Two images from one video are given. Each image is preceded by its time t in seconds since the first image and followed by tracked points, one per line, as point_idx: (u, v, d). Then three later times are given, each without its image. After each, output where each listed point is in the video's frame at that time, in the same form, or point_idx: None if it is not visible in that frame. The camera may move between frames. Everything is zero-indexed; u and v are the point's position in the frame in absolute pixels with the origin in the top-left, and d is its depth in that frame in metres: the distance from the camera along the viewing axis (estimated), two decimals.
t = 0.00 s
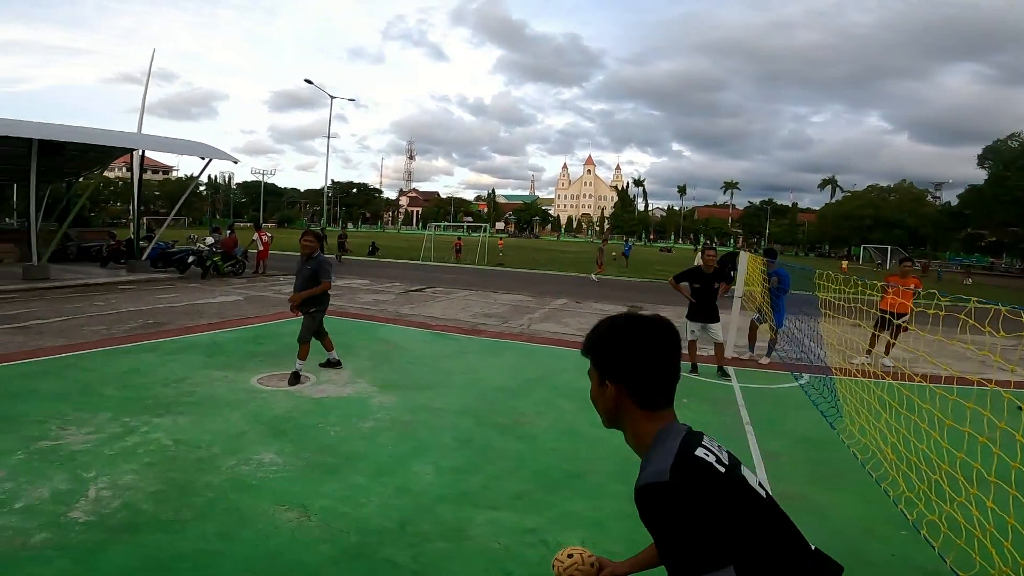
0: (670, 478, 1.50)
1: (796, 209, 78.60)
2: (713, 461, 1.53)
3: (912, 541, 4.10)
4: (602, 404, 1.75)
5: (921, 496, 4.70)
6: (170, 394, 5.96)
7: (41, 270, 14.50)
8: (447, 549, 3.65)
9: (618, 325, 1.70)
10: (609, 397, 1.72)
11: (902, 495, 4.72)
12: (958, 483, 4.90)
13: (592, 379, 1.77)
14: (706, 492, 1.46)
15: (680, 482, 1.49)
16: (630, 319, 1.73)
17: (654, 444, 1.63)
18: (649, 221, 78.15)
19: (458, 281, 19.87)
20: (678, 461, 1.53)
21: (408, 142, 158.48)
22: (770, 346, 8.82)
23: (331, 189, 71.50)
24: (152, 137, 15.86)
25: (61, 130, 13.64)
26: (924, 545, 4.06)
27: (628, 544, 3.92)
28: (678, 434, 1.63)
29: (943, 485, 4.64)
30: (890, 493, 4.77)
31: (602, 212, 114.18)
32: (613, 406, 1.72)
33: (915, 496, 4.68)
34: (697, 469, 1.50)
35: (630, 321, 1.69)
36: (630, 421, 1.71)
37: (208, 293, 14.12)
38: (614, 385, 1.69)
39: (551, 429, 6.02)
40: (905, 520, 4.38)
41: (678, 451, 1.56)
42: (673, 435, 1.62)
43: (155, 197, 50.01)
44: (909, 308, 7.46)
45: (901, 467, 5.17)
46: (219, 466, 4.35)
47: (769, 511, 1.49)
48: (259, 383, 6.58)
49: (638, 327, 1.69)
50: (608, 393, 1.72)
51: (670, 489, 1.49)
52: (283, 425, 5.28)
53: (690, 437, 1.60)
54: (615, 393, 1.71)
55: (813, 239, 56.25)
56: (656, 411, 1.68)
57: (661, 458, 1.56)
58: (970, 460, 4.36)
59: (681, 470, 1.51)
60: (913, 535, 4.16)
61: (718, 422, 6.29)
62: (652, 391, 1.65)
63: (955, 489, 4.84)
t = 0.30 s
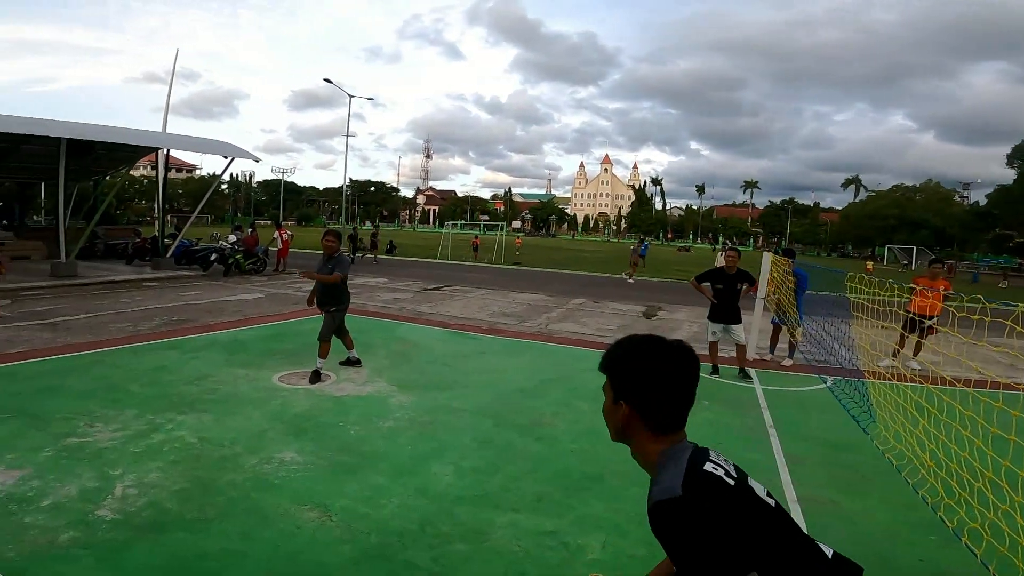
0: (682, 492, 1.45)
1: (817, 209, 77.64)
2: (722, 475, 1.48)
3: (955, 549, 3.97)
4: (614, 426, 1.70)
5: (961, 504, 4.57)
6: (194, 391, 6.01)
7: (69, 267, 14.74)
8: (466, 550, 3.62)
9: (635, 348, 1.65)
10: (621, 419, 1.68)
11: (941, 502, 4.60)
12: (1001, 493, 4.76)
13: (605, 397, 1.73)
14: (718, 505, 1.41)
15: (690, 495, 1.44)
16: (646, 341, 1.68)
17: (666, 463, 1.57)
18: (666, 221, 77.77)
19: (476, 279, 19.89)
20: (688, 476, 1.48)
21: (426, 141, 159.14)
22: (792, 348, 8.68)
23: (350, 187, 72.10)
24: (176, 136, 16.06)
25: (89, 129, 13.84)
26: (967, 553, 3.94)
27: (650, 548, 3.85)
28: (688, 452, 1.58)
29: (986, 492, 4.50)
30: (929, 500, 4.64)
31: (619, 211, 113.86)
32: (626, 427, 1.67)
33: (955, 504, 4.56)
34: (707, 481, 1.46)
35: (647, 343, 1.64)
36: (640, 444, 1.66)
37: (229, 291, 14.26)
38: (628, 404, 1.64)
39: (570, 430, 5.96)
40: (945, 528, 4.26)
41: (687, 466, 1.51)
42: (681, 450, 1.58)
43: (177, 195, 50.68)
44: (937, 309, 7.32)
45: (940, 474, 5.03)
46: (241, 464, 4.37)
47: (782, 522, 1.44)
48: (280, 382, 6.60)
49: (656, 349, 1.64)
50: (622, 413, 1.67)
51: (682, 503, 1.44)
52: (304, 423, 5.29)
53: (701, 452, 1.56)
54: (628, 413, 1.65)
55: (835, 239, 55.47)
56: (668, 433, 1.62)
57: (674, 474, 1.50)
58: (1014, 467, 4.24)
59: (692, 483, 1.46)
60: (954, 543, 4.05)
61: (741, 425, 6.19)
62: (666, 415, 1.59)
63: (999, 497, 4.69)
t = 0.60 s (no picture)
0: (734, 482, 1.41)
1: (835, 209, 76.63)
2: (769, 467, 1.48)
3: (988, 556, 3.87)
4: (658, 404, 1.64)
5: (995, 511, 4.46)
6: (213, 391, 6.04)
7: (92, 266, 14.95)
8: (483, 553, 3.59)
9: (694, 327, 1.56)
10: (666, 399, 1.62)
11: (973, 508, 4.49)
12: None
13: (651, 373, 1.65)
14: (772, 498, 1.37)
15: (742, 486, 1.40)
16: (705, 321, 1.60)
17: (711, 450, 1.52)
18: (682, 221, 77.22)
19: (491, 280, 19.86)
20: (737, 467, 1.44)
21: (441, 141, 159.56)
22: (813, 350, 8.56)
23: (365, 188, 72.51)
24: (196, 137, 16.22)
25: (111, 129, 14.03)
26: (1000, 560, 3.84)
27: (668, 552, 3.79)
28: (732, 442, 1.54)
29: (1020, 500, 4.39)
30: (961, 506, 4.53)
31: (635, 211, 113.33)
32: (670, 409, 1.61)
33: (989, 510, 4.45)
34: (756, 474, 1.42)
35: (709, 324, 1.55)
36: (681, 428, 1.61)
37: (248, 290, 14.37)
38: (677, 385, 1.57)
39: (587, 432, 5.91)
40: (976, 534, 4.16)
41: (736, 456, 1.48)
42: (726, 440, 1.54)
43: (197, 194, 51.30)
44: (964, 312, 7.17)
45: (972, 480, 4.91)
46: (260, 464, 4.38)
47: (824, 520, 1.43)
48: (298, 381, 6.62)
49: (716, 330, 1.55)
50: (669, 394, 1.60)
51: (733, 494, 1.39)
52: (322, 423, 5.30)
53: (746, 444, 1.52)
54: (674, 394, 1.59)
55: (854, 239, 54.73)
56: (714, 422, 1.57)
57: (722, 463, 1.46)
58: None
59: (743, 474, 1.42)
60: (986, 550, 3.95)
61: (760, 428, 6.09)
62: (716, 401, 1.52)
63: None
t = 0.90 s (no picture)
0: (768, 496, 1.33)
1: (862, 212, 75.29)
2: (808, 481, 1.39)
3: None
4: (699, 408, 1.58)
5: None
6: (239, 395, 6.08)
7: (123, 272, 15.24)
8: (506, 561, 3.53)
9: (744, 330, 1.49)
10: (708, 403, 1.55)
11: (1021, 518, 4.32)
12: None
13: (694, 375, 1.59)
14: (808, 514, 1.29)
15: (776, 499, 1.32)
16: (756, 324, 1.53)
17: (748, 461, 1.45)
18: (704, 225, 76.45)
19: (512, 285, 19.83)
20: (772, 480, 1.36)
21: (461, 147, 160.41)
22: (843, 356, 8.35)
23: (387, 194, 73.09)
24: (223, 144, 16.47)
25: (141, 137, 14.34)
26: None
27: (695, 561, 3.69)
28: (772, 453, 1.46)
29: None
30: (1008, 516, 4.36)
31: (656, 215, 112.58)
32: (711, 414, 1.55)
33: None
34: (793, 487, 1.34)
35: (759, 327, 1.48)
36: (721, 435, 1.55)
37: (272, 296, 14.51)
38: (722, 391, 1.51)
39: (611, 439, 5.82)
40: None
41: (773, 468, 1.40)
42: (764, 451, 1.46)
43: (223, 201, 52.18)
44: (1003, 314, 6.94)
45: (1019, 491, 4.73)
46: (284, 469, 4.38)
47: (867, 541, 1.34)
48: (321, 386, 6.64)
49: (766, 335, 1.48)
50: (712, 399, 1.54)
51: (766, 506, 1.32)
52: (345, 428, 5.30)
53: (784, 456, 1.44)
54: (718, 400, 1.52)
55: (881, 242, 53.70)
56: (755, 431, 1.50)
57: (758, 474, 1.39)
58: None
59: (777, 487, 1.34)
60: None
61: (789, 435, 5.95)
62: (758, 409, 1.45)
63: None
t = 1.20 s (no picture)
0: (744, 512, 1.35)
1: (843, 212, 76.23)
2: (788, 492, 1.38)
3: None
4: (677, 434, 1.58)
5: None
6: (221, 396, 6.02)
7: (100, 270, 15.02)
8: (494, 562, 3.53)
9: (707, 350, 1.51)
10: (684, 426, 1.56)
11: (1007, 518, 4.40)
12: None
13: (667, 402, 1.60)
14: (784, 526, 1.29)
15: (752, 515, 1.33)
16: (719, 342, 1.55)
17: (728, 478, 1.46)
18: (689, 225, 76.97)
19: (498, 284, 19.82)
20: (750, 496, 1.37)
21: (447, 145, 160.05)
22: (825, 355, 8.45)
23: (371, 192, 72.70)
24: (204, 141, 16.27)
25: (120, 133, 14.14)
26: None
27: (683, 561, 3.72)
28: (752, 468, 1.47)
29: None
30: (993, 515, 4.43)
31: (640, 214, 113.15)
32: (689, 437, 1.56)
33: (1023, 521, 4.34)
34: (768, 500, 1.35)
35: (722, 346, 1.50)
36: (703, 456, 1.55)
37: (255, 295, 14.37)
38: (695, 413, 1.52)
39: (596, 438, 5.84)
40: (1011, 546, 4.05)
41: (750, 483, 1.40)
42: (744, 466, 1.46)
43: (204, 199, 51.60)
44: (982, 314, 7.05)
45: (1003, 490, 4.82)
46: (267, 471, 4.34)
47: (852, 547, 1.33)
48: (304, 387, 6.58)
49: (730, 352, 1.50)
50: (687, 423, 1.55)
51: (742, 524, 1.33)
52: (329, 429, 5.27)
53: (763, 469, 1.45)
54: (694, 423, 1.53)
55: (862, 241, 54.42)
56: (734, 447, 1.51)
57: (735, 492, 1.40)
58: None
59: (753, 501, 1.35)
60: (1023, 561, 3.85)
61: (773, 435, 6.00)
62: (731, 424, 1.46)
63: None
